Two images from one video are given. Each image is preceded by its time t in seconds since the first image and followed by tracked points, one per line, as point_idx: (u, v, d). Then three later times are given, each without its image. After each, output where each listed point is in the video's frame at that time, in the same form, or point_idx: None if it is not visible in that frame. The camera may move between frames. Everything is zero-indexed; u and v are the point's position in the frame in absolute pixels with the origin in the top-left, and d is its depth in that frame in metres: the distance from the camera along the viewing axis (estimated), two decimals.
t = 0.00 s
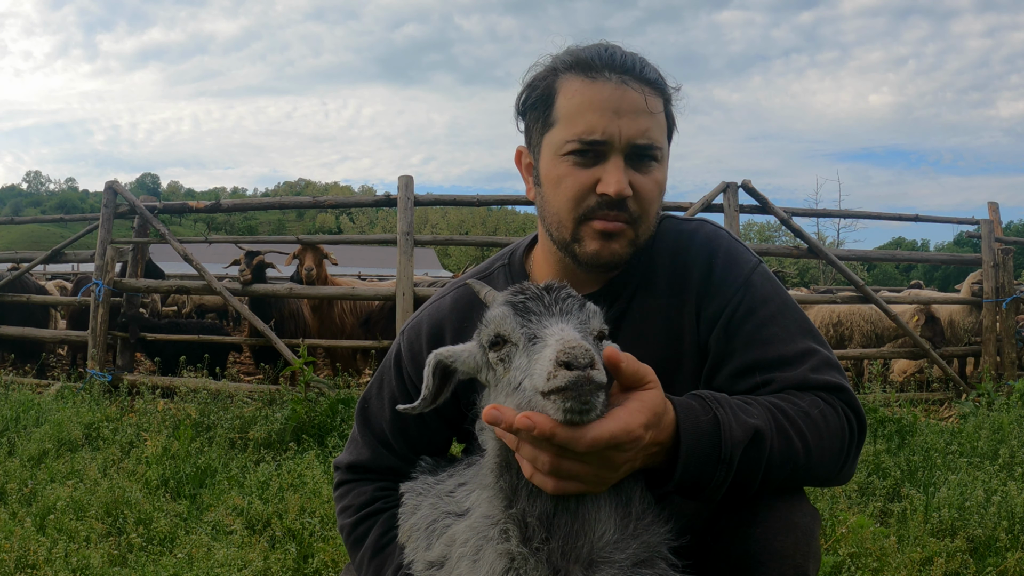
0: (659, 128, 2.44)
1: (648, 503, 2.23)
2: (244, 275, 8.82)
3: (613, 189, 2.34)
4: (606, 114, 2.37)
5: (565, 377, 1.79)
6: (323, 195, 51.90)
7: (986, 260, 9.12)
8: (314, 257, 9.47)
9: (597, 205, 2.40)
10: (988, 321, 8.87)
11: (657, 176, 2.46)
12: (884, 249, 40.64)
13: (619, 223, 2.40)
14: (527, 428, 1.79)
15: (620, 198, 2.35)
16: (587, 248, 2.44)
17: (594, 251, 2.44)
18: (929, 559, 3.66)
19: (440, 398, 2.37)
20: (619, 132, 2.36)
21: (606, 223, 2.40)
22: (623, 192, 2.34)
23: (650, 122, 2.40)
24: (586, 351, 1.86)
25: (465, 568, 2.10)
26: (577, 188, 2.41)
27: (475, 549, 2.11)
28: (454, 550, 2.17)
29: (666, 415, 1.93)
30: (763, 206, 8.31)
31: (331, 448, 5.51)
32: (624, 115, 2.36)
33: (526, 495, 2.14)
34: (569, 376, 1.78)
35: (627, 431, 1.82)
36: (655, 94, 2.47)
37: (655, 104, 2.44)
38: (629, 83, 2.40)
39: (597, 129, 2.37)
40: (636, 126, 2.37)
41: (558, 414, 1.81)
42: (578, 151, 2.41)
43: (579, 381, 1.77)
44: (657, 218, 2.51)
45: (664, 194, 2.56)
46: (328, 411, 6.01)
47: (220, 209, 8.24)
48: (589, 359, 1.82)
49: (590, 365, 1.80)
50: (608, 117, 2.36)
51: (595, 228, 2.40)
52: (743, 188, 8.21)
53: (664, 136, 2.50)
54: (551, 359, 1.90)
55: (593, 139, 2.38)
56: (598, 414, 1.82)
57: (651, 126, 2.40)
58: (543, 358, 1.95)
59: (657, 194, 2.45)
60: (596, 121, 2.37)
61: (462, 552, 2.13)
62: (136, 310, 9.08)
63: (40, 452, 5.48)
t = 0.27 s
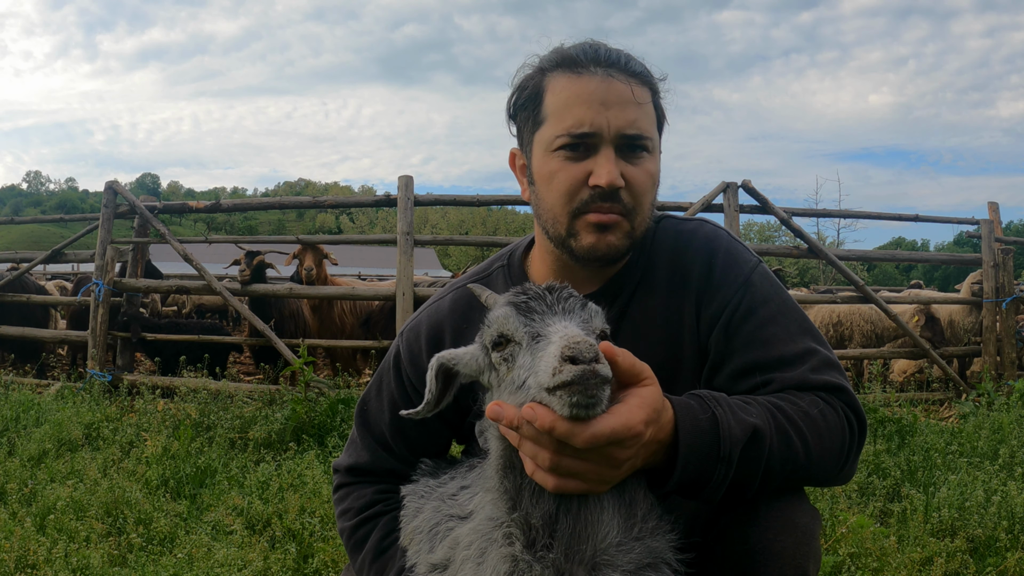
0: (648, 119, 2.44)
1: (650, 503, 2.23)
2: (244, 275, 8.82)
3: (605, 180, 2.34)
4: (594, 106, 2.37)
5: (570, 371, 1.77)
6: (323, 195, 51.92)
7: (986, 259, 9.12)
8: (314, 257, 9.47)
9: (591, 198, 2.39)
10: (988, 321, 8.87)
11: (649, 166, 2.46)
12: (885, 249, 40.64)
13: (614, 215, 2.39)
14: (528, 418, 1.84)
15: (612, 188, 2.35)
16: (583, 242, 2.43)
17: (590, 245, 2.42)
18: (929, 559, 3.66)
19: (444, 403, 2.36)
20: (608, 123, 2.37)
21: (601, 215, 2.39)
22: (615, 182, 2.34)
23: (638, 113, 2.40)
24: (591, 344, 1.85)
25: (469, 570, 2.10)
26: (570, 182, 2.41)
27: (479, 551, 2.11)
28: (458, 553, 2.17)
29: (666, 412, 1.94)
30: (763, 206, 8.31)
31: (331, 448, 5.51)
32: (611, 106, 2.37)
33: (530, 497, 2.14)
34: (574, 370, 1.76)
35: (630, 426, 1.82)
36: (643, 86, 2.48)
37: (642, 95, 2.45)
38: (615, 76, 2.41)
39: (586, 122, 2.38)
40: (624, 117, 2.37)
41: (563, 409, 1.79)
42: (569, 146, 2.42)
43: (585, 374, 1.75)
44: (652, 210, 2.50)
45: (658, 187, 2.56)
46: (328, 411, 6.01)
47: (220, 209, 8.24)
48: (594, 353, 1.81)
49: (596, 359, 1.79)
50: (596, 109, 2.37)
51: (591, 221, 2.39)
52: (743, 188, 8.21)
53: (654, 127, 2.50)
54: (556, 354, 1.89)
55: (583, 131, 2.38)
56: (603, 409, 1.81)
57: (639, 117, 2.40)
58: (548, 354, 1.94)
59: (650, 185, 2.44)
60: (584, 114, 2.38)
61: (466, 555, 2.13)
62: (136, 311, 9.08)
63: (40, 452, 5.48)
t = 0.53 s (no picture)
0: (654, 123, 2.44)
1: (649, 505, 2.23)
2: (244, 275, 8.82)
3: (611, 182, 2.33)
4: (601, 109, 2.37)
5: (570, 373, 1.75)
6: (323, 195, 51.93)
7: (986, 260, 9.12)
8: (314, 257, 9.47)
9: (595, 201, 2.39)
10: (988, 321, 8.87)
11: (654, 171, 2.46)
12: (884, 249, 40.65)
13: (618, 219, 2.40)
14: (526, 420, 1.84)
15: (618, 191, 2.35)
16: (587, 246, 2.44)
17: (593, 250, 2.44)
18: (929, 559, 3.66)
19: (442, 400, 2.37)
20: (615, 126, 2.37)
21: (605, 219, 2.40)
22: (620, 185, 2.33)
23: (645, 117, 2.40)
24: (591, 347, 1.84)
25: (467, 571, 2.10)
26: (574, 185, 2.41)
27: (477, 553, 2.11)
28: (456, 553, 2.17)
29: (665, 415, 1.94)
30: (763, 206, 8.32)
31: (331, 448, 5.51)
32: (618, 110, 2.37)
33: (529, 499, 2.14)
34: (574, 372, 1.74)
35: (628, 429, 1.82)
36: (649, 90, 2.48)
37: (649, 99, 2.44)
38: (623, 79, 2.40)
39: (592, 124, 2.37)
40: (631, 121, 2.37)
41: (562, 411, 1.79)
42: (575, 148, 2.41)
43: (583, 376, 1.73)
44: (655, 215, 2.50)
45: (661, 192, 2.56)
46: (328, 411, 6.01)
47: (220, 209, 8.24)
48: (594, 355, 1.80)
49: (595, 360, 1.77)
50: (603, 112, 2.36)
51: (593, 226, 2.40)
52: (743, 188, 8.22)
53: (659, 132, 2.50)
54: (556, 356, 1.89)
55: (589, 133, 2.38)
56: (602, 412, 1.80)
57: (646, 121, 2.40)
58: (548, 356, 1.94)
59: (655, 189, 2.44)
60: (591, 116, 2.37)
61: (464, 557, 2.13)
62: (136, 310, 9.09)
63: (40, 452, 5.48)
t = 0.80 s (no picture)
0: (657, 121, 2.45)
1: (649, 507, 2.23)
2: (244, 275, 8.82)
3: (614, 179, 2.33)
4: (605, 105, 2.37)
5: (570, 378, 1.78)
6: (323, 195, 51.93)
7: (986, 260, 9.12)
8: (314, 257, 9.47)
9: (598, 198, 2.39)
10: (988, 321, 8.87)
11: (657, 170, 2.46)
12: (885, 249, 40.66)
13: (621, 216, 2.40)
14: (523, 425, 1.83)
15: (621, 188, 2.35)
16: (587, 243, 2.43)
17: (594, 246, 2.42)
18: (929, 559, 3.66)
19: (442, 399, 2.37)
20: (619, 123, 2.37)
21: (608, 216, 2.40)
22: (624, 182, 2.34)
23: (648, 115, 2.40)
24: (593, 351, 1.85)
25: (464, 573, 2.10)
26: (577, 181, 2.41)
27: (474, 555, 2.11)
28: (453, 554, 2.17)
29: (666, 419, 1.94)
30: (763, 206, 8.31)
31: (331, 448, 5.51)
32: (622, 106, 2.37)
33: (527, 500, 2.14)
34: (575, 376, 1.77)
35: (628, 433, 1.82)
36: (653, 89, 2.48)
37: (653, 98, 2.45)
38: (626, 76, 2.41)
39: (596, 120, 2.38)
40: (635, 118, 2.38)
41: (562, 415, 1.79)
42: (578, 144, 2.41)
43: (584, 381, 1.76)
44: (656, 213, 2.50)
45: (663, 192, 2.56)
46: (328, 411, 6.01)
47: (220, 209, 8.24)
48: (595, 360, 1.81)
49: (596, 365, 1.80)
50: (607, 108, 2.37)
51: (596, 222, 2.40)
52: (743, 188, 8.21)
53: (662, 131, 2.50)
54: (556, 359, 1.89)
55: (592, 130, 2.38)
56: (602, 417, 1.81)
57: (649, 119, 2.41)
58: (548, 360, 1.94)
59: (657, 187, 2.45)
60: (595, 113, 2.38)
61: (461, 558, 2.13)
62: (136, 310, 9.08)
63: (40, 452, 5.48)
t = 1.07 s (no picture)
0: (647, 127, 2.42)
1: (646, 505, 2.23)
2: (244, 275, 8.82)
3: (600, 193, 2.34)
4: (591, 117, 2.36)
5: (551, 382, 1.79)
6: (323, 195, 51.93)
7: (986, 260, 9.12)
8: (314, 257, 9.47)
9: (586, 210, 2.40)
10: (988, 321, 8.87)
11: (649, 176, 2.45)
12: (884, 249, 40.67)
13: (611, 227, 2.41)
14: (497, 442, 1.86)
15: (608, 202, 2.36)
16: (579, 253, 2.46)
17: (586, 258, 2.46)
18: (929, 559, 3.66)
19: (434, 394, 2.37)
20: (605, 134, 2.36)
21: (598, 228, 2.41)
22: (611, 196, 2.34)
23: (636, 123, 2.38)
24: (576, 355, 1.85)
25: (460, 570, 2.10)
26: (565, 195, 2.42)
27: (469, 551, 2.11)
28: (449, 551, 2.17)
29: (659, 420, 1.94)
30: (763, 206, 8.31)
31: (331, 448, 5.51)
32: (608, 116, 2.35)
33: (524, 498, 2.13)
34: (555, 381, 1.78)
35: (609, 435, 1.85)
36: (643, 92, 2.45)
37: (642, 103, 2.42)
38: (613, 84, 2.38)
39: (581, 133, 2.37)
40: (622, 128, 2.36)
41: (544, 418, 1.83)
42: (564, 157, 2.42)
43: (564, 386, 1.77)
44: (651, 219, 2.50)
45: (658, 195, 2.54)
46: (328, 411, 6.01)
47: (220, 209, 8.24)
48: (577, 364, 1.81)
49: (579, 369, 1.81)
50: (592, 120, 2.36)
51: (586, 235, 2.42)
52: (743, 188, 8.20)
53: (654, 135, 2.48)
54: (540, 361, 1.90)
55: (578, 143, 2.38)
56: (583, 419, 1.84)
57: (637, 126, 2.38)
58: (533, 360, 1.95)
59: (649, 195, 2.44)
60: (580, 125, 2.37)
61: (457, 554, 2.13)
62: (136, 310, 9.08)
63: (40, 452, 5.48)
